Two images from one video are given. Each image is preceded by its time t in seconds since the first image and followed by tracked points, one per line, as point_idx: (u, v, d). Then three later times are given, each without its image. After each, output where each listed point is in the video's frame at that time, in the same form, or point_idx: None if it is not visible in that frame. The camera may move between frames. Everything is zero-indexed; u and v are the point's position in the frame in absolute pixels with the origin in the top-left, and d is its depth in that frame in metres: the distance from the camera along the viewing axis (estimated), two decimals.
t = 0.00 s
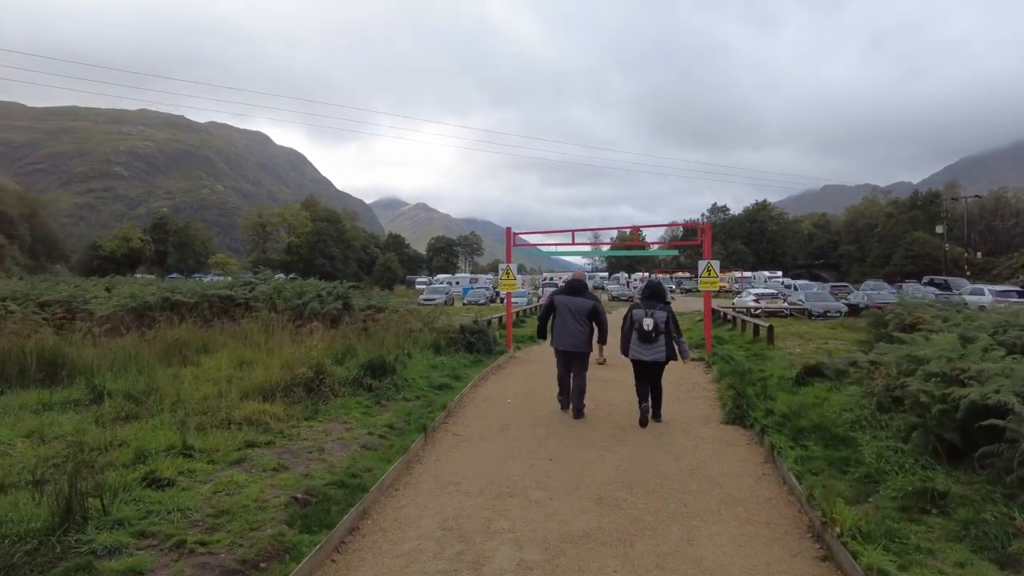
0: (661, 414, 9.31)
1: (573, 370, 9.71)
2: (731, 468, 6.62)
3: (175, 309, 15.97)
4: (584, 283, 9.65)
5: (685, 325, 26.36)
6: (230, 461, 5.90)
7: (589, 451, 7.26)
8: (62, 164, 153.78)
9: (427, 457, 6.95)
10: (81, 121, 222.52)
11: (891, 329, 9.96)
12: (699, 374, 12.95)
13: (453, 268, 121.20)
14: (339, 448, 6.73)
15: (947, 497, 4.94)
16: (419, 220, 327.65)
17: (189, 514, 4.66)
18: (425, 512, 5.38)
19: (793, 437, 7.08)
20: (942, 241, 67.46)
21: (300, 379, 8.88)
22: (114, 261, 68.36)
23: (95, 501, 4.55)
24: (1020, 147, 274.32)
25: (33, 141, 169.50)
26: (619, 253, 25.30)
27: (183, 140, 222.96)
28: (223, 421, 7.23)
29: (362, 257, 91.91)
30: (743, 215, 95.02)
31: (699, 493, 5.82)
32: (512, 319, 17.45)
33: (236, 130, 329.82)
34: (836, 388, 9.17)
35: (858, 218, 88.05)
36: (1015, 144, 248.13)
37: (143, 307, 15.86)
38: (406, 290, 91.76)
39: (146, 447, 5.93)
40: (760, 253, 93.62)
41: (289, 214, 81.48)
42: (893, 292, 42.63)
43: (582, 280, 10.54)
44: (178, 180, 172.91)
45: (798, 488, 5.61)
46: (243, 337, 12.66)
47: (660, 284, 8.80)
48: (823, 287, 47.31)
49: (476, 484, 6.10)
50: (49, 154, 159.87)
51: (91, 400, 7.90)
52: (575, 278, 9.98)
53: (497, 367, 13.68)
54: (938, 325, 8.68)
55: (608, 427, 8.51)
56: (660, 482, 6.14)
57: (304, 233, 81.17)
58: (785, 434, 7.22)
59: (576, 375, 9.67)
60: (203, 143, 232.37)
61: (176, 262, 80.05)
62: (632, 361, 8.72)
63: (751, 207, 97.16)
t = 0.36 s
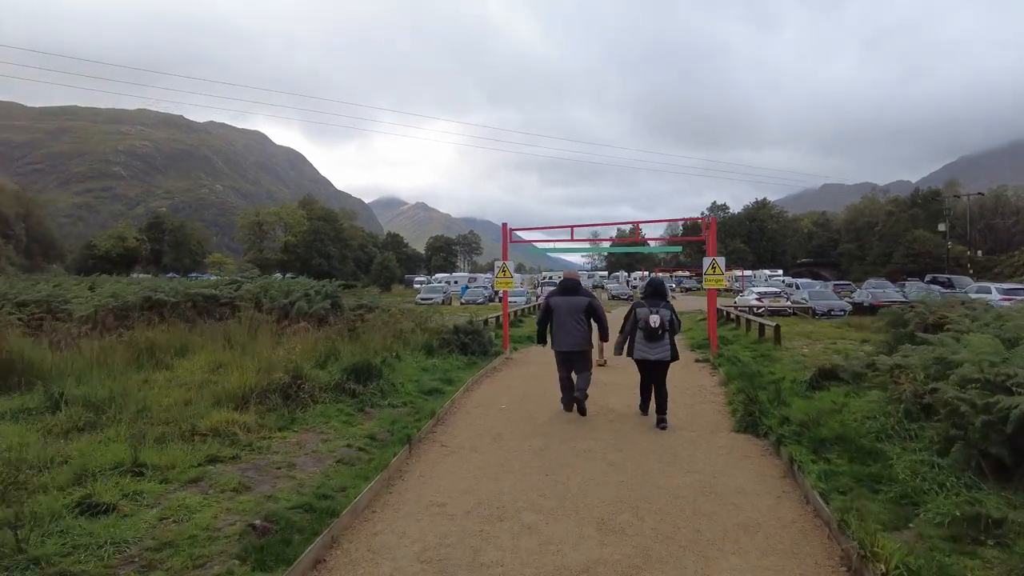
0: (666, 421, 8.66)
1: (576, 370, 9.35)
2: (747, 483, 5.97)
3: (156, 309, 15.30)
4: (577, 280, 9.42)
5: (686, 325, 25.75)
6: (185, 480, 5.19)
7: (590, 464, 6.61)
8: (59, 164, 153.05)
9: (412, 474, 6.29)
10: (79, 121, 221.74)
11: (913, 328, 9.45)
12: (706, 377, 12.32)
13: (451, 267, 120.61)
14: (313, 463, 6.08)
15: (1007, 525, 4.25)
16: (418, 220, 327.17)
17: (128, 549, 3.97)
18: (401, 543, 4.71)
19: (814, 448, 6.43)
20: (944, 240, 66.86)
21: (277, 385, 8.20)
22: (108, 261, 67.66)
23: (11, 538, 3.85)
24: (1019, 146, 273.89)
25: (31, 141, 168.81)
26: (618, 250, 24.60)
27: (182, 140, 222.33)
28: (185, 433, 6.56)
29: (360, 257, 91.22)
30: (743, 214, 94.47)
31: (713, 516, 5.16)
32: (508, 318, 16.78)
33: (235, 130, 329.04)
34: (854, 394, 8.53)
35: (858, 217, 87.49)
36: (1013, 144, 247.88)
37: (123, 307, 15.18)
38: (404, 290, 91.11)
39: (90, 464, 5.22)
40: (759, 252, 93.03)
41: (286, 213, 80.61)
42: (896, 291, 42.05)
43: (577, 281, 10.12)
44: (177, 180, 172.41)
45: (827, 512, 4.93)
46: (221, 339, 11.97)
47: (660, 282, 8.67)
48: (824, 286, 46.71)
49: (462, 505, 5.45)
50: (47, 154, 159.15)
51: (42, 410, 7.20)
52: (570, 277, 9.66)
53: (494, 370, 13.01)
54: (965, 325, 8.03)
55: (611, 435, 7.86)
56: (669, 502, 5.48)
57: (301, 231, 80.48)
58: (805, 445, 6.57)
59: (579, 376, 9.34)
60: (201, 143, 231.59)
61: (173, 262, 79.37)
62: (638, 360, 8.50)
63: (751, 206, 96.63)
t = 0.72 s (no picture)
0: (673, 429, 8.06)
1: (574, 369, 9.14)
2: (768, 502, 5.39)
3: (140, 309, 14.70)
4: (580, 279, 9.15)
5: (689, 325, 25.14)
6: (138, 502, 4.60)
7: (593, 479, 6.02)
8: (58, 163, 152.26)
9: (398, 492, 5.70)
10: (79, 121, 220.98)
11: (937, 329, 8.97)
12: (713, 380, 11.70)
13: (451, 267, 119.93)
14: (286, 482, 5.47)
15: None
16: (419, 219, 326.28)
17: None
18: None
19: (841, 461, 5.82)
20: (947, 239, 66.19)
21: (254, 391, 7.58)
22: (105, 260, 66.84)
23: None
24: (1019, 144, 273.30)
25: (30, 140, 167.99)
26: (620, 247, 23.87)
27: (182, 139, 221.69)
28: (147, 445, 5.94)
29: (359, 256, 90.56)
30: (744, 213, 93.80)
31: (734, 544, 4.57)
32: (505, 317, 16.15)
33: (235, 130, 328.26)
34: (875, 399, 7.93)
35: (859, 215, 86.87)
36: (1014, 142, 247.00)
37: (105, 307, 14.57)
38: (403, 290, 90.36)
39: (29, 486, 4.62)
40: (760, 250, 92.38)
41: (284, 212, 80.08)
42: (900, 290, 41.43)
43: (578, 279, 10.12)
44: (177, 180, 171.93)
45: (864, 540, 4.34)
46: (203, 341, 11.34)
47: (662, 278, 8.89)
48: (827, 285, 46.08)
49: (451, 530, 4.86)
50: (46, 153, 158.37)
51: None
52: (572, 274, 9.42)
53: (491, 373, 12.40)
54: (1000, 326, 7.42)
55: (615, 443, 7.26)
56: (683, 526, 4.88)
57: (299, 230, 79.87)
58: (829, 458, 5.98)
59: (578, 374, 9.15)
60: (200, 142, 230.81)
61: (170, 262, 78.74)
62: (636, 353, 8.48)
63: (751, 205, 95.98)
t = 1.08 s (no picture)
0: (675, 441, 7.45)
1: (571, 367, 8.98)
2: (783, 529, 4.79)
3: (117, 310, 14.06)
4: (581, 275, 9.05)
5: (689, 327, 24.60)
6: (62, 535, 4.00)
7: (587, 501, 5.44)
8: (55, 163, 151.69)
9: (370, 517, 5.11)
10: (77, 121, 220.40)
11: (957, 333, 8.44)
12: (716, 386, 11.11)
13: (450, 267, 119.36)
14: (243, 506, 4.87)
15: None
16: (417, 219, 325.70)
17: None
18: None
19: (862, 479, 5.23)
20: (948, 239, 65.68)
21: (221, 401, 6.99)
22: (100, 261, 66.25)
23: None
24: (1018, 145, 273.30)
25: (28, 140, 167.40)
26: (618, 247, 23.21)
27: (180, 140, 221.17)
28: (91, 462, 5.33)
29: (357, 256, 89.96)
30: (743, 213, 93.26)
31: None
32: (498, 318, 15.54)
33: (234, 130, 327.72)
34: (893, 409, 7.31)
35: (858, 216, 86.45)
36: (1013, 143, 246.76)
37: (81, 308, 13.94)
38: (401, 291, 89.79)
39: None
40: (760, 251, 91.83)
41: (281, 211, 79.50)
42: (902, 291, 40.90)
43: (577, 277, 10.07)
44: (176, 180, 171.43)
45: None
46: (178, 345, 10.72)
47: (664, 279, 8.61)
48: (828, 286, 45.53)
49: (425, 566, 4.26)
50: (44, 153, 157.84)
51: None
52: (571, 271, 9.32)
53: (485, 378, 11.82)
54: None
55: (613, 459, 6.66)
56: (689, 561, 4.28)
57: (295, 230, 79.27)
58: (849, 476, 5.39)
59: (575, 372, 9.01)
60: (198, 143, 230.28)
61: (166, 262, 78.11)
62: (637, 356, 8.17)
63: (750, 205, 95.47)
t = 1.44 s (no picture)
0: (677, 457, 6.84)
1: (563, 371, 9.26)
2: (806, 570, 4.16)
3: (88, 314, 13.33)
4: (567, 280, 9.31)
5: (688, 329, 24.00)
6: None
7: (579, 533, 4.82)
8: (50, 164, 150.63)
9: (332, 555, 4.47)
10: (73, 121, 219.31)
11: (982, 338, 7.85)
12: (719, 393, 10.57)
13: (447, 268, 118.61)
14: (181, 545, 4.20)
15: None
16: (415, 220, 324.65)
17: None
18: None
19: (892, 509, 4.59)
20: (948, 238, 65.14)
21: (177, 417, 6.32)
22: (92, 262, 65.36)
23: None
24: (1016, 144, 273.06)
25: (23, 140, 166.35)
26: (616, 246, 22.49)
27: (177, 140, 220.15)
28: (15, 489, 4.67)
29: (353, 257, 89.14)
30: (741, 212, 92.65)
31: None
32: (490, 320, 14.89)
33: (231, 130, 326.55)
34: (915, 423, 6.68)
35: (857, 215, 85.95)
36: (1010, 142, 246.30)
37: (50, 312, 13.22)
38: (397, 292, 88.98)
39: None
40: (758, 250, 91.20)
41: (276, 212, 78.71)
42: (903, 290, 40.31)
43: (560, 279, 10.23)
44: (172, 181, 170.44)
45: None
46: (145, 351, 10.03)
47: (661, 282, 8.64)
48: (828, 286, 44.92)
49: None
50: (40, 154, 156.81)
51: None
52: (555, 275, 9.56)
53: (475, 386, 11.19)
54: None
55: (610, 481, 6.04)
56: None
57: (290, 231, 78.43)
58: (875, 504, 4.77)
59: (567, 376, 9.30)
60: (195, 143, 229.14)
61: (160, 263, 77.21)
62: (638, 359, 8.14)
63: (748, 205, 94.92)
